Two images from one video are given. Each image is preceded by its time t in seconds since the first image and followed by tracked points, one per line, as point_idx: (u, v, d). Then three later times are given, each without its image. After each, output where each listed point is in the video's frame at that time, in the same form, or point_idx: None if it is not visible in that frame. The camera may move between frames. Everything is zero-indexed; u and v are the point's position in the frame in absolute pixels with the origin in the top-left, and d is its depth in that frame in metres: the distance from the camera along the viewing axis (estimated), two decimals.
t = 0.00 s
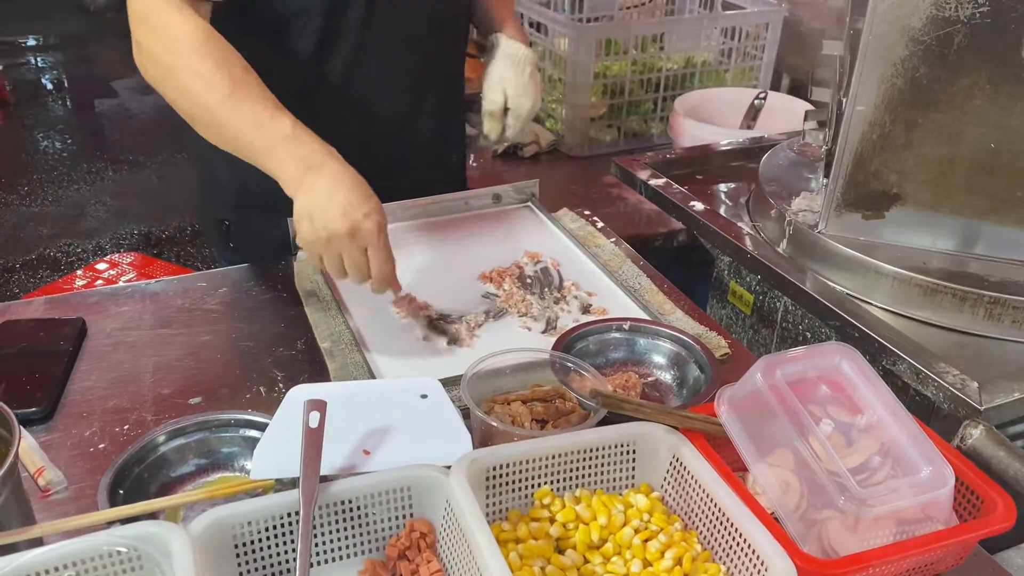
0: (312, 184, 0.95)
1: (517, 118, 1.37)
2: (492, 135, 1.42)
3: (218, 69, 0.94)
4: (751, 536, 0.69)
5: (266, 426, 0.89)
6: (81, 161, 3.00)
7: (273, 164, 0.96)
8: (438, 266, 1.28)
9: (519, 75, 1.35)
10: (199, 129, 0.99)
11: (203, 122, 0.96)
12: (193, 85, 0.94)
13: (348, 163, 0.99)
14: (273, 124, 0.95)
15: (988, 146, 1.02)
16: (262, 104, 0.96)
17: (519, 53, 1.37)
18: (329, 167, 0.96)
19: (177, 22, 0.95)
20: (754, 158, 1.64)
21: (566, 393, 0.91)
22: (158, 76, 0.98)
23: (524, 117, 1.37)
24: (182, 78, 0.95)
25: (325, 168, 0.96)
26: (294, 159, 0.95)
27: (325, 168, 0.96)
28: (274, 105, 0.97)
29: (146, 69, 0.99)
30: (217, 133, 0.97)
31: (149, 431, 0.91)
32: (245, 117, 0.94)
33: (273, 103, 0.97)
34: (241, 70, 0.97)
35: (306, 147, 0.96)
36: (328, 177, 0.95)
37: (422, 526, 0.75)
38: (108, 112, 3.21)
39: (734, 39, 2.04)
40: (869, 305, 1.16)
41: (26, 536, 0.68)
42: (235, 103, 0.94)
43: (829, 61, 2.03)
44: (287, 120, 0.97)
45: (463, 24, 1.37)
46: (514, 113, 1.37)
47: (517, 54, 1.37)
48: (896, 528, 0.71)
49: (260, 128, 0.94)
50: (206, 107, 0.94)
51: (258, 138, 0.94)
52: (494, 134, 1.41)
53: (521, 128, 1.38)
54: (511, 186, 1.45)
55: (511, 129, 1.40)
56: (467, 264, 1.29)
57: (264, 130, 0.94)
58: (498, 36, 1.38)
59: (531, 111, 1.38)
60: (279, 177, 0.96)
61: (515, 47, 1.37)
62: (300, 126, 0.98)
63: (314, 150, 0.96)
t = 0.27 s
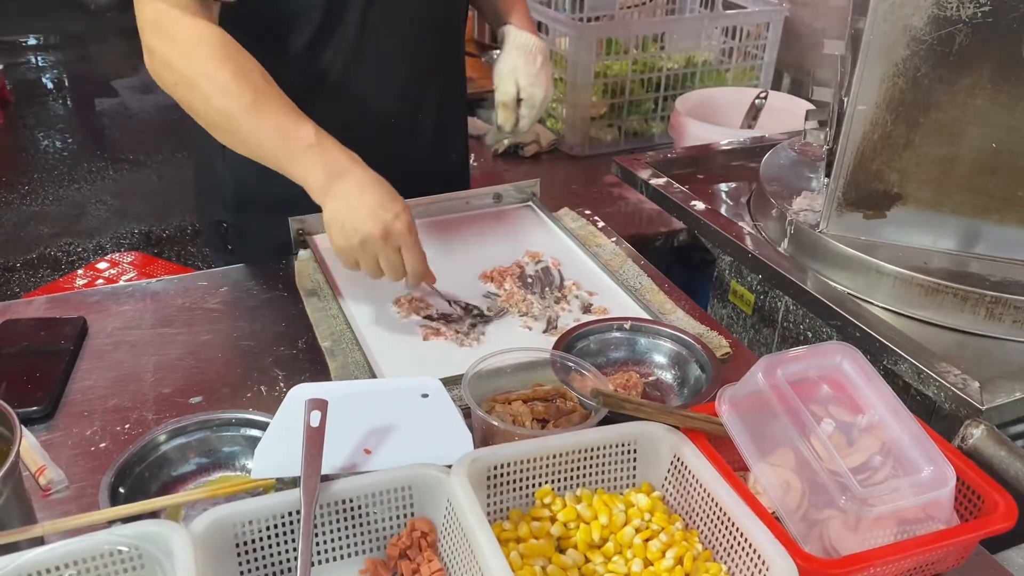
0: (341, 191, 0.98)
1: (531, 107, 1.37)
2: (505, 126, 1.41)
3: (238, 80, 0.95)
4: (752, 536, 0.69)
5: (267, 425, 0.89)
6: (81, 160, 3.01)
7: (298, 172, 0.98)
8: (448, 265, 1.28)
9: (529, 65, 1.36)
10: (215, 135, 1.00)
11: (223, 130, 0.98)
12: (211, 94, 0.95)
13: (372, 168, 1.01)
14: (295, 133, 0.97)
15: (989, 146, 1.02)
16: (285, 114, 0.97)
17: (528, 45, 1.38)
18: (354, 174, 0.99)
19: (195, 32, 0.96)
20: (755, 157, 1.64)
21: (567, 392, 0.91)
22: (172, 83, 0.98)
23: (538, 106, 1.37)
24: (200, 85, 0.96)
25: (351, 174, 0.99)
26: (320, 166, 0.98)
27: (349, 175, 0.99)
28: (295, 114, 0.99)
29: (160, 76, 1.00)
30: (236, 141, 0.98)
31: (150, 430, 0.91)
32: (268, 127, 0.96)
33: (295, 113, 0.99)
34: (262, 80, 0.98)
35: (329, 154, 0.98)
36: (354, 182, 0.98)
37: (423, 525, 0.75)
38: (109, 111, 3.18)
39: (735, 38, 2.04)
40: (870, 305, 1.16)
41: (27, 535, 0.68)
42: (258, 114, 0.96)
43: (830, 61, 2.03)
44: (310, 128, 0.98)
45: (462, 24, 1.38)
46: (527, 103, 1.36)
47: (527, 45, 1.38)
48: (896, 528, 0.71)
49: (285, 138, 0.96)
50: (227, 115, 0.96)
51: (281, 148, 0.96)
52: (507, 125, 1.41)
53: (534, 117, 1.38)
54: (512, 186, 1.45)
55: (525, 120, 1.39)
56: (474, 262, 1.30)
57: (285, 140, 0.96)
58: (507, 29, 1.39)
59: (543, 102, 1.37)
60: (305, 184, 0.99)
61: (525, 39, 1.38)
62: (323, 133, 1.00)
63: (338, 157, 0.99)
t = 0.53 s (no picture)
0: (339, 213, 0.95)
1: (519, 108, 1.37)
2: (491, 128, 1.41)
3: (247, 89, 0.94)
4: (751, 535, 0.69)
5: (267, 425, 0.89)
6: (82, 160, 3.01)
7: (298, 189, 0.96)
8: (461, 267, 1.28)
9: (521, 65, 1.36)
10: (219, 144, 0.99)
11: (226, 139, 0.96)
12: (216, 101, 0.94)
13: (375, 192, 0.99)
14: (299, 148, 0.95)
15: (989, 145, 1.01)
16: (290, 128, 0.96)
17: (520, 45, 1.38)
18: (354, 195, 0.96)
19: (203, 38, 0.95)
20: (754, 157, 1.64)
21: (566, 391, 0.91)
22: (182, 87, 0.98)
23: (527, 107, 1.37)
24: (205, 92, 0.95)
25: (350, 196, 0.96)
26: (319, 184, 0.95)
27: (350, 197, 0.96)
28: (303, 129, 0.97)
29: (170, 78, 0.99)
30: (237, 151, 0.97)
31: (150, 429, 0.91)
32: (271, 140, 0.94)
33: (301, 127, 0.97)
34: (270, 91, 0.97)
35: (331, 173, 0.96)
36: (350, 207, 0.95)
37: (423, 524, 0.75)
38: (108, 111, 3.26)
39: (735, 38, 2.04)
40: (870, 305, 1.16)
41: (26, 534, 0.69)
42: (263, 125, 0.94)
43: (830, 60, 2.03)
44: (316, 145, 0.96)
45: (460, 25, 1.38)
46: (516, 103, 1.36)
47: (519, 45, 1.38)
48: (896, 527, 0.71)
49: (288, 153, 0.94)
50: (232, 124, 0.94)
51: (282, 161, 0.94)
52: (494, 126, 1.41)
53: (522, 117, 1.38)
54: (512, 185, 1.45)
55: (512, 120, 1.39)
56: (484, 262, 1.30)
57: (288, 154, 0.94)
58: (500, 30, 1.40)
59: (532, 103, 1.37)
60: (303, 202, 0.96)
61: (518, 39, 1.39)
62: (328, 151, 0.98)
63: (341, 176, 0.97)
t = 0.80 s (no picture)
0: (282, 198, 0.92)
1: (523, 107, 1.36)
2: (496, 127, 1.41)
3: (195, 75, 0.95)
4: (751, 535, 0.69)
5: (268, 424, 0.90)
6: (82, 160, 3.01)
7: (246, 175, 0.95)
8: (441, 268, 1.28)
9: (524, 65, 1.36)
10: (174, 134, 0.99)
11: (180, 128, 0.96)
12: (167, 89, 0.95)
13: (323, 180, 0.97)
14: (245, 134, 0.95)
15: (989, 146, 1.02)
16: (237, 115, 0.96)
17: (525, 45, 1.38)
18: (301, 182, 0.94)
19: (156, 26, 0.95)
20: (755, 157, 1.64)
21: (566, 391, 0.91)
22: (135, 77, 0.98)
23: (530, 107, 1.37)
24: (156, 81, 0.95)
25: (299, 183, 0.94)
26: (267, 171, 0.94)
27: (296, 183, 0.94)
28: (251, 117, 0.97)
29: (125, 71, 0.99)
30: (190, 139, 0.97)
31: (151, 429, 0.91)
32: (217, 126, 0.94)
33: (248, 115, 0.97)
34: (219, 79, 0.97)
35: (277, 159, 0.95)
36: (296, 193, 0.93)
37: (423, 524, 0.75)
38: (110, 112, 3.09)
39: (735, 38, 2.04)
40: (870, 305, 1.16)
41: (27, 534, 0.69)
42: (211, 112, 0.94)
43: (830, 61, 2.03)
44: (263, 132, 0.96)
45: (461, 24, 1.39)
46: (520, 103, 1.36)
47: (524, 45, 1.38)
48: (895, 527, 0.71)
49: (235, 140, 0.94)
50: (182, 112, 0.95)
51: (227, 148, 0.94)
52: (499, 125, 1.41)
53: (526, 116, 1.38)
54: (512, 185, 1.45)
55: (517, 119, 1.39)
56: (470, 264, 1.29)
57: (233, 140, 0.94)
58: (503, 29, 1.40)
59: (536, 103, 1.37)
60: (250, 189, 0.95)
61: (522, 39, 1.39)
62: (277, 139, 0.97)
63: (290, 164, 0.96)
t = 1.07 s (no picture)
0: (278, 199, 0.94)
1: (523, 107, 1.37)
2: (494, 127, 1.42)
3: (190, 73, 0.95)
4: (750, 535, 0.69)
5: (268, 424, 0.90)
6: (83, 160, 3.01)
7: (242, 174, 0.96)
8: (430, 264, 1.29)
9: (525, 64, 1.36)
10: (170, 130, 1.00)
11: (175, 124, 0.97)
12: (164, 87, 0.95)
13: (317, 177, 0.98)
14: (242, 134, 0.95)
15: (989, 146, 1.02)
16: (233, 114, 0.96)
17: (526, 44, 1.39)
18: (295, 182, 0.95)
19: (150, 23, 0.95)
20: (755, 158, 1.65)
21: (566, 391, 0.91)
22: (130, 72, 0.98)
23: (530, 106, 1.37)
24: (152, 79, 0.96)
25: (291, 183, 0.95)
26: (261, 170, 0.95)
27: (290, 182, 0.95)
28: (245, 113, 0.97)
29: (121, 65, 0.99)
30: (185, 136, 0.98)
31: (151, 428, 0.91)
32: (211, 126, 0.94)
33: (244, 113, 0.97)
34: (213, 77, 0.96)
35: (272, 159, 0.96)
36: (291, 193, 0.94)
37: (423, 523, 0.75)
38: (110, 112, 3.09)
39: (736, 39, 2.04)
40: (869, 305, 1.16)
41: (28, 532, 0.69)
42: (205, 110, 0.95)
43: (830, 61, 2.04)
44: (259, 130, 0.97)
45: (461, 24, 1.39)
46: (520, 102, 1.37)
47: (524, 44, 1.38)
48: (894, 526, 0.71)
49: (230, 139, 0.95)
50: (178, 110, 0.95)
51: (224, 148, 0.95)
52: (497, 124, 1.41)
53: (525, 116, 1.38)
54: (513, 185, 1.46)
55: (515, 119, 1.39)
56: (462, 262, 1.30)
57: (230, 141, 0.95)
58: (504, 28, 1.40)
59: (536, 103, 1.38)
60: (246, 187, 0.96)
61: (522, 38, 1.39)
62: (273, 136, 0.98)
63: (283, 162, 0.96)
